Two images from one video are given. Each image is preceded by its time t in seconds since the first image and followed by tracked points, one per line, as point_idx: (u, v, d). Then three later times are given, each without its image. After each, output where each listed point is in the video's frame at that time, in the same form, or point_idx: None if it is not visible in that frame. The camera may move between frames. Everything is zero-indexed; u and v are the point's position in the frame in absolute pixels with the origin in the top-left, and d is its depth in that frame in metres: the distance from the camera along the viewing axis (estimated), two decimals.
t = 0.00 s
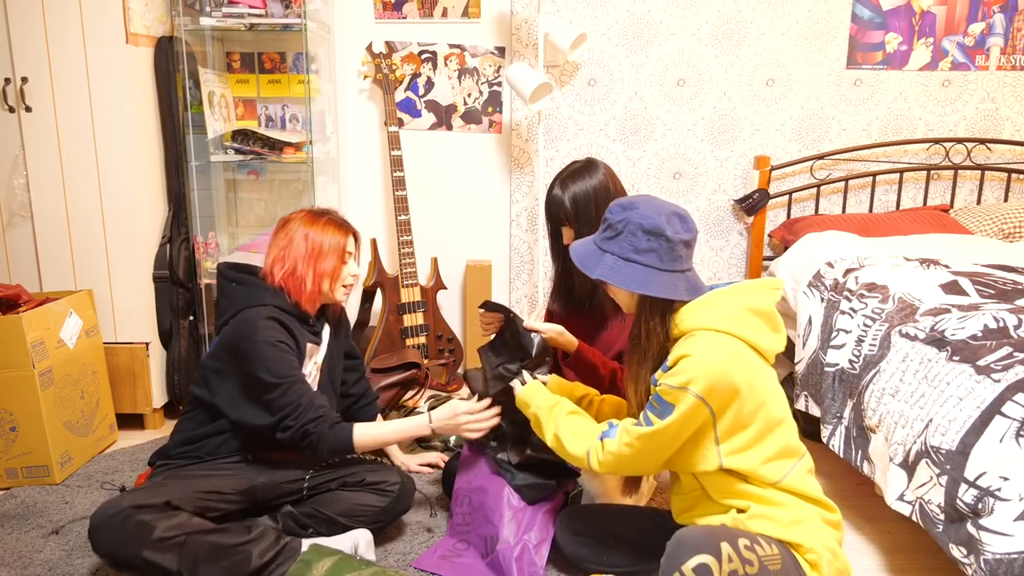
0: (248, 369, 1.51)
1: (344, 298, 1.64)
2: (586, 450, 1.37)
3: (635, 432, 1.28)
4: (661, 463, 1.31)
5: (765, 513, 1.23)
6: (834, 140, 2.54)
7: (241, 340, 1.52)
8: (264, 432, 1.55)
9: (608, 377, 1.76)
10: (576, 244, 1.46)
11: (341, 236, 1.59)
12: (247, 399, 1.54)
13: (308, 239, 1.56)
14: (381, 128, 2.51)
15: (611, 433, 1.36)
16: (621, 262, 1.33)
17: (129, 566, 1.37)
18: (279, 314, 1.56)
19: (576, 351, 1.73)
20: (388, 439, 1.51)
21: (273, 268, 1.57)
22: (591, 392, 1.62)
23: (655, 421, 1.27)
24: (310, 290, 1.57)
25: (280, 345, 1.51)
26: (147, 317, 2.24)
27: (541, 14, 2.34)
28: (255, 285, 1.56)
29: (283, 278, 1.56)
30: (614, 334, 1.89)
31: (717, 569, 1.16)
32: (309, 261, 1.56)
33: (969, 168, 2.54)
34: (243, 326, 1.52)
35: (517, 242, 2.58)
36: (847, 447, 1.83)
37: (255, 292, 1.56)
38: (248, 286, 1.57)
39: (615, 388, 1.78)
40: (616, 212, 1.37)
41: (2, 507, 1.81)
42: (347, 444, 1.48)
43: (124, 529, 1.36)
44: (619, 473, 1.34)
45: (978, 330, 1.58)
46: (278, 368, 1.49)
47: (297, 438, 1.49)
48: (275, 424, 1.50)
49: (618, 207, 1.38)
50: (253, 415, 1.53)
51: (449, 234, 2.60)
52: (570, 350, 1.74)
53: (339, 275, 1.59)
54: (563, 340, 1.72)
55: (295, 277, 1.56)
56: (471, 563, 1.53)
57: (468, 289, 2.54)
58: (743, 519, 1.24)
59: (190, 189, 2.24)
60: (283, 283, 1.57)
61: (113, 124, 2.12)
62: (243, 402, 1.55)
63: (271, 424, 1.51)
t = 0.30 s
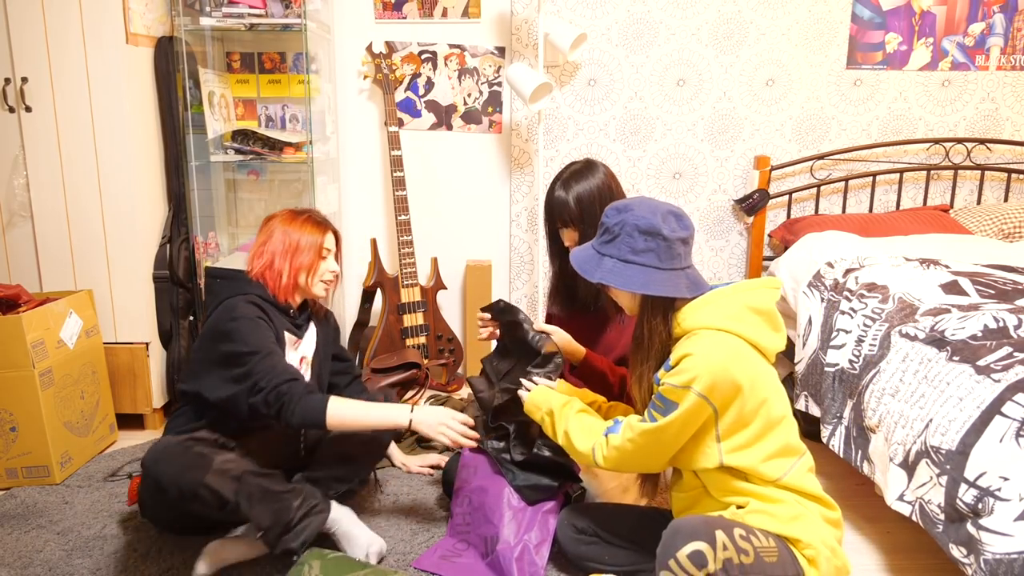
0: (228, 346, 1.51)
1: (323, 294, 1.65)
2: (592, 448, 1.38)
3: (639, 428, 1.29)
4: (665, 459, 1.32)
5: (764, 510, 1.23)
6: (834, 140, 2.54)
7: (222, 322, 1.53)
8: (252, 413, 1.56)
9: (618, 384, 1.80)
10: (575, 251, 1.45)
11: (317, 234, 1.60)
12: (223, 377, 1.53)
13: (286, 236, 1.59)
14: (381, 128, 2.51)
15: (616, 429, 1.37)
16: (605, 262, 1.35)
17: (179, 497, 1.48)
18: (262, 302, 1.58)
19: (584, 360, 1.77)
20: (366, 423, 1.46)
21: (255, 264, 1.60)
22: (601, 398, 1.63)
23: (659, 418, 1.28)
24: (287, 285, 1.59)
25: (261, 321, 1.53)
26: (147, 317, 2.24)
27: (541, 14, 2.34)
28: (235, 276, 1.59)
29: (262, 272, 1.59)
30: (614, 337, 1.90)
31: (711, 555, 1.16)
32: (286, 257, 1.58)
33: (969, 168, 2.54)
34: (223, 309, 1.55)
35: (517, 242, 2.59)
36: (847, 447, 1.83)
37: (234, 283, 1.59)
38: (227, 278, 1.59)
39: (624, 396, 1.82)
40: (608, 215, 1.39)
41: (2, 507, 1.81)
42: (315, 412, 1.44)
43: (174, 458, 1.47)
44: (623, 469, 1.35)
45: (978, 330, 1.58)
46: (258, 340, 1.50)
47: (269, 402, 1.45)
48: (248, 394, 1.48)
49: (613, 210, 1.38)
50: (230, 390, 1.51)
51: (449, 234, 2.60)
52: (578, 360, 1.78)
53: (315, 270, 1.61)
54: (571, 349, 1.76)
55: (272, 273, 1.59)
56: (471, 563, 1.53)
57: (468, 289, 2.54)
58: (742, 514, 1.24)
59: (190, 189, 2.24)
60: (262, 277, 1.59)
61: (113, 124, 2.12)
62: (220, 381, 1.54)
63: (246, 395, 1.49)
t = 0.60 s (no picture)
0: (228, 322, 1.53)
1: (309, 297, 1.69)
2: (597, 452, 1.37)
3: (644, 432, 1.29)
4: (669, 462, 1.31)
5: (766, 514, 1.23)
6: (834, 140, 2.54)
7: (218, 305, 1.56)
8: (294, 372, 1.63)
9: (622, 388, 1.80)
10: (580, 252, 1.46)
11: (302, 235, 1.65)
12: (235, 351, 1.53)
13: (273, 237, 1.62)
14: (381, 128, 2.51)
15: (620, 432, 1.36)
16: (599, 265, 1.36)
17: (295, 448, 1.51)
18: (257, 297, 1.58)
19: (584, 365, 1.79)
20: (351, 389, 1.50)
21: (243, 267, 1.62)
22: (602, 400, 1.65)
23: (663, 420, 1.27)
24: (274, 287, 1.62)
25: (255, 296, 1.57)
26: (147, 316, 2.24)
27: (541, 13, 2.34)
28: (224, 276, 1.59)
29: (249, 276, 1.61)
30: (615, 340, 1.90)
31: (713, 564, 1.16)
32: (273, 258, 1.62)
33: (969, 168, 2.54)
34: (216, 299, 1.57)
35: (517, 242, 2.59)
36: (846, 447, 1.83)
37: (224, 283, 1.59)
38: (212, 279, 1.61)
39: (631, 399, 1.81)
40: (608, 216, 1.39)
41: (2, 507, 1.81)
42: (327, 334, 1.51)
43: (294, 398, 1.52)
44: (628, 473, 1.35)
45: (978, 330, 1.58)
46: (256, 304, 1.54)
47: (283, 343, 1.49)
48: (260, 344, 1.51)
49: (616, 210, 1.39)
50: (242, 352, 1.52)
51: (449, 233, 2.60)
52: (579, 367, 1.80)
53: (301, 272, 1.65)
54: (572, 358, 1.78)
55: (259, 275, 1.61)
56: (471, 563, 1.53)
57: (468, 289, 2.54)
58: (744, 518, 1.24)
59: (190, 189, 2.24)
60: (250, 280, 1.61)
61: (113, 124, 2.12)
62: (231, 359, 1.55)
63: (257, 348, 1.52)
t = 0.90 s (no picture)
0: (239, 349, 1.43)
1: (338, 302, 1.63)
2: (599, 454, 1.37)
3: (646, 433, 1.29)
4: (672, 464, 1.31)
5: (767, 516, 1.23)
6: (834, 140, 2.54)
7: (247, 322, 1.45)
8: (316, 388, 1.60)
9: (618, 389, 1.79)
10: (583, 252, 1.46)
11: (332, 243, 1.55)
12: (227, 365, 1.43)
13: (307, 248, 1.53)
14: (381, 128, 2.51)
15: (623, 434, 1.36)
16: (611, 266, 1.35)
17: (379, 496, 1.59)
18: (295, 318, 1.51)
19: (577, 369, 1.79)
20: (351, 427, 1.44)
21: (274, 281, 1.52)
22: (606, 402, 1.65)
23: (665, 421, 1.27)
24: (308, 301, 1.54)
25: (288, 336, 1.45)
26: (147, 317, 2.24)
27: (541, 14, 2.34)
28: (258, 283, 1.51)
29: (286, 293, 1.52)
30: (614, 339, 1.89)
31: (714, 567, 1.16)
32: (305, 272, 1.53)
33: (969, 168, 2.54)
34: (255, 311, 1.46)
35: (517, 242, 2.59)
36: (847, 447, 1.82)
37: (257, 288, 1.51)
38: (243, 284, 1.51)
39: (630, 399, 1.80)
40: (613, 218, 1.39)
41: (2, 508, 1.81)
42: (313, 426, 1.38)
43: (396, 451, 1.64)
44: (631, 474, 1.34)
45: (978, 330, 1.58)
46: (273, 354, 1.40)
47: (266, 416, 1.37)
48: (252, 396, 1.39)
49: (620, 210, 1.39)
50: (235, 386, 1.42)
51: (449, 233, 2.60)
52: (574, 369, 1.79)
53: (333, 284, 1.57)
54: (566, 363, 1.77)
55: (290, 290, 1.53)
56: (471, 563, 1.53)
57: (468, 289, 2.54)
58: (745, 521, 1.24)
59: (190, 189, 2.25)
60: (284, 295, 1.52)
61: (113, 124, 2.12)
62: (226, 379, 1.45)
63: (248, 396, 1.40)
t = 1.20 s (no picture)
0: (241, 390, 1.42)
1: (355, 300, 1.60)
2: (600, 455, 1.37)
3: (647, 434, 1.29)
4: (673, 464, 1.31)
5: (767, 517, 1.23)
6: (834, 140, 2.54)
7: (251, 357, 1.44)
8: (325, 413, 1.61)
9: (618, 391, 1.80)
10: (583, 254, 1.46)
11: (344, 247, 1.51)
12: (229, 401, 1.42)
13: (320, 253, 1.48)
14: (381, 128, 2.51)
15: (624, 435, 1.36)
16: (615, 267, 1.34)
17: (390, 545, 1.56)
18: (302, 339, 1.50)
19: (579, 373, 1.79)
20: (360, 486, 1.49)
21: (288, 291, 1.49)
22: (608, 405, 1.65)
23: (665, 421, 1.27)
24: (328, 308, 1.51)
25: (293, 384, 1.43)
26: (147, 317, 2.24)
27: (541, 14, 2.34)
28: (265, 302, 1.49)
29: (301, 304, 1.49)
30: (612, 339, 1.89)
31: (715, 569, 1.16)
32: (321, 278, 1.49)
33: (969, 168, 2.54)
34: (261, 345, 1.44)
35: (517, 242, 2.59)
36: (846, 447, 1.83)
37: (264, 311, 1.48)
38: (252, 303, 1.49)
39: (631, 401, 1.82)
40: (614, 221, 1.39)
41: (2, 508, 1.81)
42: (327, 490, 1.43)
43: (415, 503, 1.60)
44: (632, 475, 1.35)
45: (978, 330, 1.58)
46: (278, 409, 1.40)
47: (276, 475, 1.40)
48: (257, 448, 1.40)
49: (618, 212, 1.39)
50: (241, 426, 1.43)
51: (449, 234, 2.60)
52: (575, 372, 1.79)
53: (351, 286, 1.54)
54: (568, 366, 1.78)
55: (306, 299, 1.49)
56: (471, 563, 1.53)
57: (468, 289, 2.54)
58: (745, 522, 1.25)
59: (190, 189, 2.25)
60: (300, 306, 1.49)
61: (113, 124, 2.12)
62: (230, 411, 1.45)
63: (253, 445, 1.41)
